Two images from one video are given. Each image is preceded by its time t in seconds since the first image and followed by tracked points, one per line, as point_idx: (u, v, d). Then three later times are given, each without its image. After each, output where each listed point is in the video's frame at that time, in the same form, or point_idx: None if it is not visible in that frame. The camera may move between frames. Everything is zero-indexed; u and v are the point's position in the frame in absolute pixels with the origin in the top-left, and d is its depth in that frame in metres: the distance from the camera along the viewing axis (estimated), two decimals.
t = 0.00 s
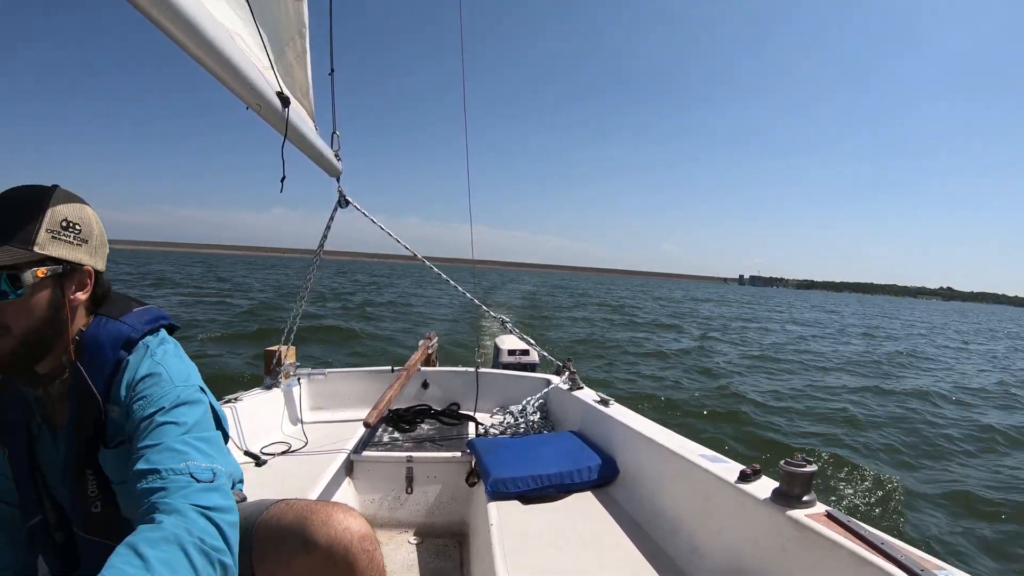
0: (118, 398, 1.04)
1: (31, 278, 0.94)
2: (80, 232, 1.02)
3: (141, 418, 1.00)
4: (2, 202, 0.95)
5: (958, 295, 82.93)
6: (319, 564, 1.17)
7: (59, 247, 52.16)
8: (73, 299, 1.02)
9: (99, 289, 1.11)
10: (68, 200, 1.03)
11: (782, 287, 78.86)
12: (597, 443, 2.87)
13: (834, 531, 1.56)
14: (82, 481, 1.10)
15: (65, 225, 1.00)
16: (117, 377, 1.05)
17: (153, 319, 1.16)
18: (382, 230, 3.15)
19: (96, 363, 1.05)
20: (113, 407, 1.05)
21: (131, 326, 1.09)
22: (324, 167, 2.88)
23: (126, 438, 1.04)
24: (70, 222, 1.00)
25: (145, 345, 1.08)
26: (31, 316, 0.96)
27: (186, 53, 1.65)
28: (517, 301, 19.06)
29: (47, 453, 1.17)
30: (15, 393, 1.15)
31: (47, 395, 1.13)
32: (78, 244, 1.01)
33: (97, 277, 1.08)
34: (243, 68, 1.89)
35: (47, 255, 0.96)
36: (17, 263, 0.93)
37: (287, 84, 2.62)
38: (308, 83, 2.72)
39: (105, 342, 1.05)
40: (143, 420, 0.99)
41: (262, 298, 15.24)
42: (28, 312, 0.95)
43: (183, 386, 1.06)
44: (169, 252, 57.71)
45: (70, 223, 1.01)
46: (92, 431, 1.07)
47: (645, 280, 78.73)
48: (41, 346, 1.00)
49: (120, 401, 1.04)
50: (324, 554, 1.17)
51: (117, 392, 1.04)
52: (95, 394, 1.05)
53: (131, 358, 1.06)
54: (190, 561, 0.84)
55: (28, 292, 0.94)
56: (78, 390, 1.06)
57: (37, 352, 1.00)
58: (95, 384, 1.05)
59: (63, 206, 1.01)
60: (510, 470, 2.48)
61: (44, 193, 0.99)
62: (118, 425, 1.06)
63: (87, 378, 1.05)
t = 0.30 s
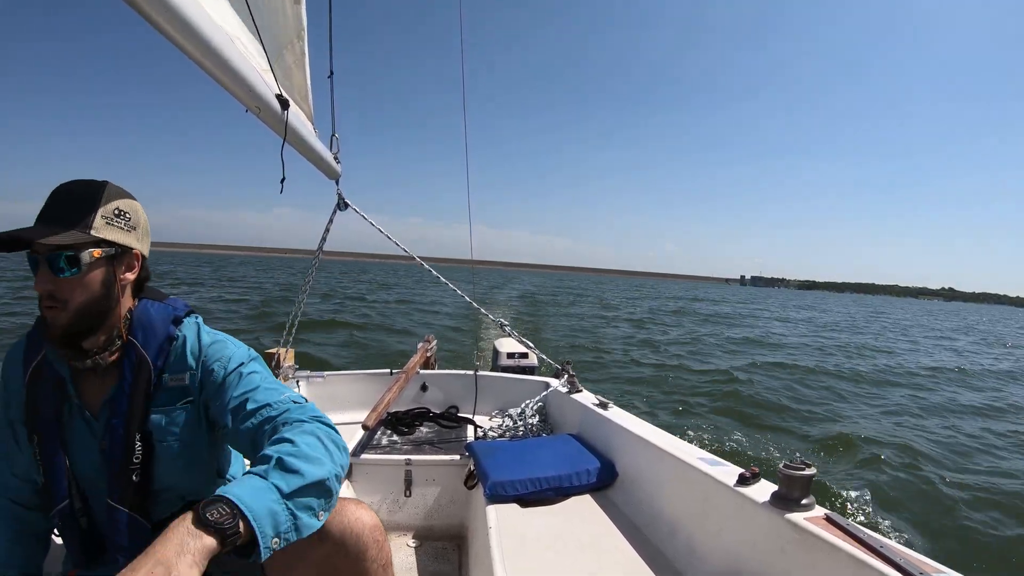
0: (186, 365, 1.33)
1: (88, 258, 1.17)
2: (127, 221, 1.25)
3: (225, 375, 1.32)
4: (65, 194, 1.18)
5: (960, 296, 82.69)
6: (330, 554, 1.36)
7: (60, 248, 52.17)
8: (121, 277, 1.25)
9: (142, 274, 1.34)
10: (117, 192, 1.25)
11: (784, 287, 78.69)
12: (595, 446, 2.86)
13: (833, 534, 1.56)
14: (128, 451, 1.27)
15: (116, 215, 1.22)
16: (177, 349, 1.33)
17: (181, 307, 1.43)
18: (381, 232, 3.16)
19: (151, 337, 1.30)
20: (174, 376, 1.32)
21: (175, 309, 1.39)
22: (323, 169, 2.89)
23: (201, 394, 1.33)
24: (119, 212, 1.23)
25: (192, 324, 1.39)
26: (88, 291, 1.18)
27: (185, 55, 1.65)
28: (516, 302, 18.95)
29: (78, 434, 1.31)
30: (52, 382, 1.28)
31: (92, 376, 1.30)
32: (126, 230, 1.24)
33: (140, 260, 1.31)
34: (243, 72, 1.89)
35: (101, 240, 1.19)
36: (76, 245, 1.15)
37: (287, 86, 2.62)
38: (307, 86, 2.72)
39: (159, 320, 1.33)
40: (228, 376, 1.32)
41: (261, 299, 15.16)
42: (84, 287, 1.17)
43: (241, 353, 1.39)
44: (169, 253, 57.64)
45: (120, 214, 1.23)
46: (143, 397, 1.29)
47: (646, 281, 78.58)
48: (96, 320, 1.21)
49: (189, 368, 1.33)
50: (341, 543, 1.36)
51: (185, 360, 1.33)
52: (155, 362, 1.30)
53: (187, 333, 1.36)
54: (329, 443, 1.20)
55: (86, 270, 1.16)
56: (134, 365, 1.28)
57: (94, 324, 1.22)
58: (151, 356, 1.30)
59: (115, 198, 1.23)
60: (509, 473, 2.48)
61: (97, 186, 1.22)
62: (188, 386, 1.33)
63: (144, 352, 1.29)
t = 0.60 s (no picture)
0: (216, 357, 1.37)
1: (103, 261, 1.17)
2: (140, 220, 1.25)
3: (264, 365, 1.42)
4: (79, 197, 1.19)
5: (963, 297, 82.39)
6: (338, 547, 1.39)
7: (62, 248, 52.37)
8: (138, 277, 1.26)
9: (158, 271, 1.35)
10: (130, 192, 1.26)
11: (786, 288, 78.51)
12: (595, 449, 2.86)
13: (832, 537, 1.56)
14: (154, 440, 1.29)
15: (129, 216, 1.23)
16: (202, 342, 1.37)
17: (199, 305, 1.46)
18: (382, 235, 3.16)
19: (177, 330, 1.34)
20: (205, 366, 1.36)
21: (194, 308, 1.43)
22: (324, 171, 2.89)
23: (234, 384, 1.39)
24: (132, 213, 1.23)
25: (216, 318, 1.43)
26: (104, 292, 1.18)
27: (186, 56, 1.65)
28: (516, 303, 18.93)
29: (98, 427, 1.30)
30: (74, 376, 1.28)
31: (113, 370, 1.31)
32: (140, 230, 1.24)
33: (156, 259, 1.32)
34: (243, 72, 1.89)
35: (114, 242, 1.19)
36: (90, 249, 1.15)
37: (288, 87, 2.63)
38: (308, 86, 2.72)
39: (181, 315, 1.36)
40: (266, 366, 1.41)
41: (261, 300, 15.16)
42: (100, 289, 1.18)
43: (271, 346, 1.47)
44: (171, 252, 57.80)
45: (131, 214, 1.23)
46: (169, 386, 1.31)
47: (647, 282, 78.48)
48: (113, 319, 1.23)
49: (219, 360, 1.37)
50: (346, 537, 1.38)
51: (216, 352, 1.38)
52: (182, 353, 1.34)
53: (213, 326, 1.41)
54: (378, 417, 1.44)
55: (101, 271, 1.17)
56: (159, 357, 1.31)
57: (112, 323, 1.23)
58: (176, 348, 1.33)
59: (128, 199, 1.24)
60: (510, 475, 2.48)
61: (110, 187, 1.23)
62: (219, 375, 1.37)
63: (169, 344, 1.32)
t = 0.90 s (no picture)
0: (218, 358, 1.39)
1: (133, 245, 1.22)
2: (168, 216, 1.32)
3: (264, 371, 1.43)
4: (109, 188, 1.23)
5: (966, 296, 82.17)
6: (331, 547, 1.38)
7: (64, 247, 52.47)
8: (157, 266, 1.31)
9: (174, 267, 1.40)
10: (161, 189, 1.32)
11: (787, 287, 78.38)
12: (595, 445, 2.86)
13: (832, 533, 1.55)
14: (162, 433, 1.29)
15: (159, 210, 1.30)
16: (207, 343, 1.39)
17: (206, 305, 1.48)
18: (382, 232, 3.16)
19: (187, 325, 1.36)
20: (208, 366, 1.37)
21: (203, 308, 1.44)
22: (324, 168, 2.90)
23: (235, 387, 1.40)
24: (163, 206, 1.30)
25: (222, 320, 1.45)
26: (130, 276, 1.23)
27: (186, 54, 1.65)
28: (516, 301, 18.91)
29: (104, 417, 1.30)
30: (83, 363, 1.28)
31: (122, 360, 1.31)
32: (167, 225, 1.30)
33: (174, 254, 1.38)
34: (244, 70, 1.89)
35: (144, 229, 1.25)
36: (124, 232, 1.21)
37: (288, 85, 2.63)
38: (308, 83, 2.72)
39: (191, 313, 1.38)
40: (265, 372, 1.42)
41: (261, 298, 15.15)
42: (125, 273, 1.22)
43: (271, 352, 1.48)
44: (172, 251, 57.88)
45: (162, 209, 1.30)
46: (177, 381, 1.32)
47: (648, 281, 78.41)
48: (131, 305, 1.26)
49: (222, 361, 1.38)
50: (341, 536, 1.37)
51: (218, 353, 1.39)
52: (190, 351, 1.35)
53: (220, 327, 1.43)
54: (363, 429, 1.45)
55: (130, 256, 1.22)
56: (170, 352, 1.32)
57: (129, 308, 1.26)
58: (186, 344, 1.35)
59: (158, 192, 1.30)
60: (509, 472, 2.47)
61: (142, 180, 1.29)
62: (223, 376, 1.38)
63: (181, 339, 1.34)
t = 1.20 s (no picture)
0: (216, 358, 1.39)
1: (150, 249, 1.23)
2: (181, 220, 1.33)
3: (255, 372, 1.42)
4: (126, 187, 1.23)
5: (966, 296, 82.19)
6: (334, 550, 1.39)
7: (63, 248, 52.48)
8: (170, 269, 1.32)
9: (183, 270, 1.41)
10: (175, 192, 1.33)
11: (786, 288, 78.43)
12: (594, 449, 2.86)
13: (831, 537, 1.55)
14: (160, 434, 1.29)
15: (174, 213, 1.30)
16: (210, 345, 1.39)
17: (211, 308, 1.50)
18: (382, 234, 3.16)
19: (191, 327, 1.37)
20: (204, 366, 1.37)
21: (208, 311, 1.46)
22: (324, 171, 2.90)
23: (228, 387, 1.39)
24: (178, 210, 1.31)
25: (226, 322, 1.47)
26: (144, 279, 1.23)
27: (187, 56, 1.65)
28: (516, 302, 18.91)
29: (105, 417, 1.30)
30: (88, 362, 1.28)
31: (126, 361, 1.32)
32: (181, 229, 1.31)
33: (184, 256, 1.39)
34: (244, 73, 1.89)
35: (160, 232, 1.26)
36: (142, 234, 1.21)
37: (288, 88, 2.63)
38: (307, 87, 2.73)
39: (196, 316, 1.40)
40: (255, 373, 1.41)
41: (261, 299, 15.16)
42: (140, 275, 1.22)
43: (266, 355, 1.47)
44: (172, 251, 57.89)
45: (177, 212, 1.31)
46: (177, 381, 1.33)
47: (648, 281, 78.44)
48: (145, 306, 1.26)
49: (220, 361, 1.39)
50: (342, 540, 1.39)
51: (215, 353, 1.39)
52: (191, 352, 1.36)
53: (223, 328, 1.45)
54: (340, 450, 1.33)
55: (146, 259, 1.22)
56: (171, 353, 1.33)
57: (141, 311, 1.26)
58: (188, 346, 1.36)
59: (174, 196, 1.31)
60: (508, 475, 2.48)
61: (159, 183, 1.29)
62: (220, 376, 1.38)
63: (183, 340, 1.35)
